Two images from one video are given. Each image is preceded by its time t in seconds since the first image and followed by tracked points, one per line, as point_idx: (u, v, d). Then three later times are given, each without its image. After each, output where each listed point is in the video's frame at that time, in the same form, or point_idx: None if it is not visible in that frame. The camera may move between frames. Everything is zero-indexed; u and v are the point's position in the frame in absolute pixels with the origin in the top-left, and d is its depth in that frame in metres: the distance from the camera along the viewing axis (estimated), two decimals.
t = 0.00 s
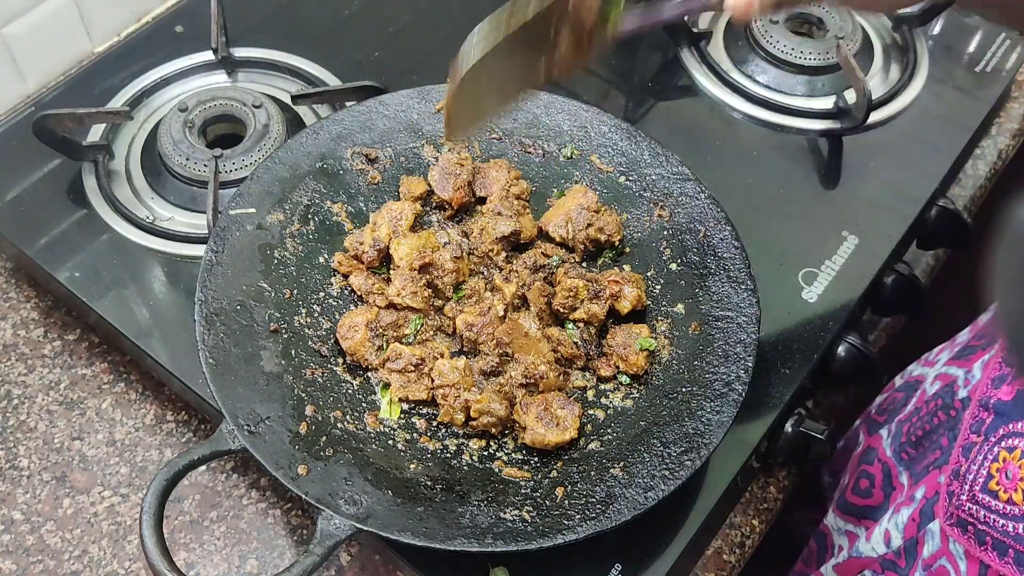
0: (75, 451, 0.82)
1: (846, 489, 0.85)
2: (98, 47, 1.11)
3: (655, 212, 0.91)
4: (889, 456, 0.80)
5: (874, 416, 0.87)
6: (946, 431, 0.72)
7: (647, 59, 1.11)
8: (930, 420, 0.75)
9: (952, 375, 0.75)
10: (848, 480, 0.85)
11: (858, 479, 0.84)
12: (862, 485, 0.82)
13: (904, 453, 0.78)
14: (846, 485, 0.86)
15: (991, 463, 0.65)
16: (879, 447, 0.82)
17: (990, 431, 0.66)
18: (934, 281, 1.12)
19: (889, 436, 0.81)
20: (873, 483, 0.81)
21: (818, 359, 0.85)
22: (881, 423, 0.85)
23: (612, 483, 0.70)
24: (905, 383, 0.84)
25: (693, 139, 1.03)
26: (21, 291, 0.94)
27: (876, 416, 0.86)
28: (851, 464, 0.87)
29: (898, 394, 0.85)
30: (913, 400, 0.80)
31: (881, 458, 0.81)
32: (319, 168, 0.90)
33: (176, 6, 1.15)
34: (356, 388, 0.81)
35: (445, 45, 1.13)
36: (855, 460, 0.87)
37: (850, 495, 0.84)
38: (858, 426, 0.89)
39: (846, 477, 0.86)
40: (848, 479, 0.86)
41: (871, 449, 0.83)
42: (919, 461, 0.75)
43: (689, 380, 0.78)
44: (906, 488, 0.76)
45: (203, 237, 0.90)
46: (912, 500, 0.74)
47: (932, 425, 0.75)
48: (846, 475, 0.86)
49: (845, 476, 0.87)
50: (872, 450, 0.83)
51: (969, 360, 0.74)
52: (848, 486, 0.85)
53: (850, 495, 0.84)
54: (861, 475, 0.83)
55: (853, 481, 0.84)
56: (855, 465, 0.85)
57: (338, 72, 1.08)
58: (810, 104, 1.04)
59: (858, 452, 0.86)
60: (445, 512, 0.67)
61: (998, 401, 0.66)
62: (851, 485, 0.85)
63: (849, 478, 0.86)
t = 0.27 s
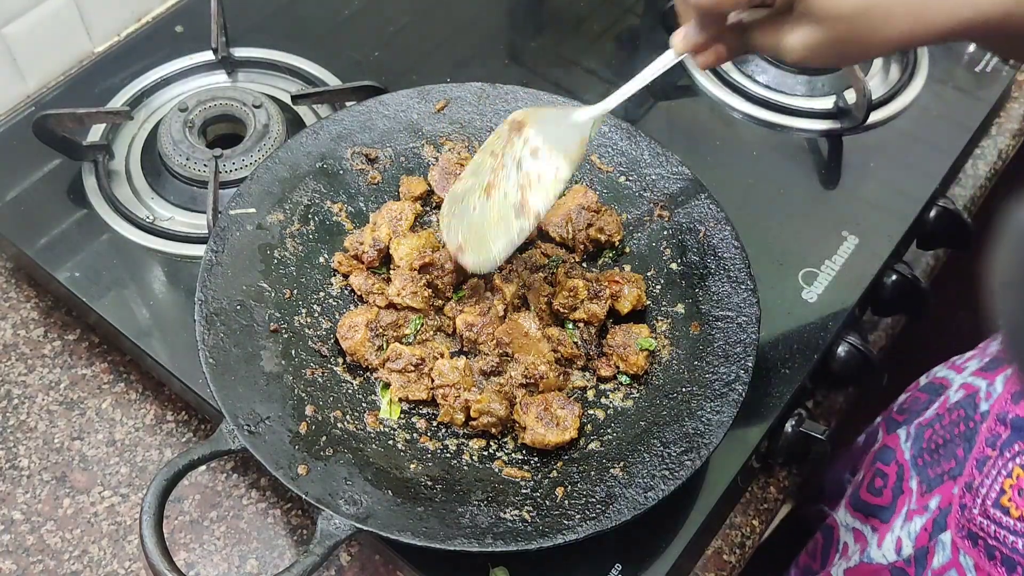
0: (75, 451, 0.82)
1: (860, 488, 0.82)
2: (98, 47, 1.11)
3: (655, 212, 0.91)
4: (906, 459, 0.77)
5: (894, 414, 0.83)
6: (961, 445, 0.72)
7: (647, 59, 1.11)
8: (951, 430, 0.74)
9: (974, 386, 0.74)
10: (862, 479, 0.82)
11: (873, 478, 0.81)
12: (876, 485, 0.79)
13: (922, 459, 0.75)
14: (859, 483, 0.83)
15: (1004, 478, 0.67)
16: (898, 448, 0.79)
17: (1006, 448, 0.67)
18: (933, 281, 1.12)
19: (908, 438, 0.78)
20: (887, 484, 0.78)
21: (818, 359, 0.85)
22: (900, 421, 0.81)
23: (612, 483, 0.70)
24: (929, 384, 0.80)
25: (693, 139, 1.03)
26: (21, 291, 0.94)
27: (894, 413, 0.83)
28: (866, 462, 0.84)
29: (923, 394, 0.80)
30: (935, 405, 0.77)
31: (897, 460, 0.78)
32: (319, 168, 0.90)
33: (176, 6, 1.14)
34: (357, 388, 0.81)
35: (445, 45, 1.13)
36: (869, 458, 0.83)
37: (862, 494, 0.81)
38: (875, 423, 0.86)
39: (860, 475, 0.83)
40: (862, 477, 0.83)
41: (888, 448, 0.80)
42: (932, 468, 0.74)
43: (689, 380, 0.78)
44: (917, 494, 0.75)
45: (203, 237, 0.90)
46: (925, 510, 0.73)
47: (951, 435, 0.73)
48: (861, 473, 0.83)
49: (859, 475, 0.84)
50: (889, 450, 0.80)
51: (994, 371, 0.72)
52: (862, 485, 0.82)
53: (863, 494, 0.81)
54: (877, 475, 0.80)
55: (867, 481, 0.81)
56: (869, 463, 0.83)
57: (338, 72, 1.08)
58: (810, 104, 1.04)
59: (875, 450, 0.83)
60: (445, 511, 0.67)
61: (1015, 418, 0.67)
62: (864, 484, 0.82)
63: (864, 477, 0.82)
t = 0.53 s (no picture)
0: (75, 451, 0.82)
1: (867, 497, 0.83)
2: (98, 47, 1.11)
3: (655, 212, 0.91)
4: (915, 472, 0.78)
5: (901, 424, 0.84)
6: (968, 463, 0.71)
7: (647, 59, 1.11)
8: (959, 446, 0.73)
9: (981, 402, 0.73)
10: (869, 488, 0.83)
11: (880, 489, 0.81)
12: (884, 496, 0.80)
13: (931, 473, 0.76)
14: (866, 491, 0.83)
15: (1012, 502, 0.64)
16: (906, 459, 0.80)
17: (1014, 469, 0.65)
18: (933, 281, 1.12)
19: (916, 449, 0.79)
20: (895, 496, 0.79)
21: (818, 359, 0.85)
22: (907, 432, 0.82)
23: (612, 483, 0.70)
24: (936, 395, 0.81)
25: (693, 139, 1.03)
26: (21, 291, 0.94)
27: (902, 424, 0.84)
28: (871, 471, 0.85)
29: (930, 404, 0.81)
30: (943, 417, 0.78)
31: (905, 471, 0.79)
32: (319, 167, 0.90)
33: (176, 6, 1.14)
34: (356, 388, 0.82)
35: (445, 45, 1.13)
36: (876, 467, 0.84)
37: (870, 503, 0.82)
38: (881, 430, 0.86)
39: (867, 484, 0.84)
40: (868, 485, 0.84)
41: (896, 458, 0.81)
42: (942, 485, 0.74)
43: (689, 380, 0.78)
44: (926, 509, 0.75)
45: (203, 236, 0.90)
46: (934, 526, 0.73)
47: (960, 450, 0.73)
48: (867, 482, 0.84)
49: (865, 483, 0.85)
50: (897, 461, 0.81)
51: (1001, 388, 0.72)
52: (869, 494, 0.83)
53: (870, 504, 0.82)
54: (884, 485, 0.81)
55: (874, 490, 0.82)
56: (876, 474, 0.83)
57: (338, 72, 1.08)
58: (810, 104, 1.04)
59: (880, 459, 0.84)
60: (445, 511, 0.67)
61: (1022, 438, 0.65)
62: (872, 493, 0.82)
63: (870, 485, 0.83)
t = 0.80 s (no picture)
0: (75, 451, 0.82)
1: (863, 514, 0.83)
2: (98, 47, 1.11)
3: (655, 212, 0.91)
4: (909, 486, 0.78)
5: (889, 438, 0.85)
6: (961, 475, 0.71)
7: (647, 59, 1.11)
8: (952, 458, 0.73)
9: (973, 413, 0.73)
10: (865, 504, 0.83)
11: (874, 504, 0.82)
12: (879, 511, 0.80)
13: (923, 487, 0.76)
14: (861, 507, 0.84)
15: (1011, 513, 0.63)
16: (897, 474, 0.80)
17: (1010, 479, 0.64)
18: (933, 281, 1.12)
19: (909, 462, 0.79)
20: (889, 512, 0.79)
21: (818, 359, 0.85)
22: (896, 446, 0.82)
23: (612, 483, 0.70)
24: (926, 408, 0.81)
25: (693, 139, 1.03)
26: (21, 291, 0.94)
27: (894, 437, 0.84)
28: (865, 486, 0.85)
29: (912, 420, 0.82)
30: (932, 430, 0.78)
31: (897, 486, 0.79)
32: (319, 167, 0.90)
33: (175, 6, 1.14)
34: (356, 388, 0.82)
35: (445, 45, 1.13)
36: (870, 483, 0.84)
37: (866, 520, 0.82)
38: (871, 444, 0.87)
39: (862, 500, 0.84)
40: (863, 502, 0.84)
41: (888, 473, 0.81)
42: (935, 497, 0.73)
43: (689, 380, 0.78)
44: (921, 523, 0.74)
45: (203, 236, 0.90)
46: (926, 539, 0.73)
47: (953, 462, 0.73)
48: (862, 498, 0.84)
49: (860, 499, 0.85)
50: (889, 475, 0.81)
51: (993, 398, 0.72)
52: (865, 511, 0.83)
53: (866, 521, 0.82)
54: (879, 501, 0.81)
55: (870, 507, 0.82)
56: (871, 489, 0.83)
57: (337, 72, 1.08)
58: (810, 104, 1.04)
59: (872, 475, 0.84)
60: (445, 511, 0.67)
61: (1017, 447, 0.65)
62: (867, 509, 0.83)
63: (865, 502, 0.83)
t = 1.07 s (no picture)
0: (75, 450, 0.82)
1: (862, 503, 0.84)
2: (98, 47, 1.11)
3: (655, 212, 0.91)
4: (906, 471, 0.78)
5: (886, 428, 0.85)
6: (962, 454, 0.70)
7: (647, 59, 1.11)
8: (949, 438, 0.73)
9: (970, 393, 0.73)
10: (863, 492, 0.84)
11: (872, 492, 0.82)
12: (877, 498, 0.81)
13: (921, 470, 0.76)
14: (860, 496, 0.84)
15: (1004, 484, 0.63)
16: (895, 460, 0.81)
17: (1005, 453, 0.64)
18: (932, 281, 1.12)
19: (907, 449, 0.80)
20: (888, 497, 0.80)
21: (818, 359, 0.85)
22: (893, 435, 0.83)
23: (612, 483, 0.70)
24: (925, 395, 0.82)
25: (693, 139, 1.03)
26: (21, 291, 0.94)
27: (893, 426, 0.84)
28: (863, 475, 0.86)
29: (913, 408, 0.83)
30: (931, 415, 0.78)
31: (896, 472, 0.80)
32: (319, 167, 0.90)
33: (175, 6, 1.14)
34: (356, 388, 0.82)
35: (445, 45, 1.13)
36: (868, 472, 0.85)
37: (864, 508, 0.83)
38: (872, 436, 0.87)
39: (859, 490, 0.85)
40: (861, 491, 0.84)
41: (886, 461, 0.82)
42: (932, 479, 0.74)
43: (690, 380, 0.78)
44: (918, 505, 0.75)
45: (203, 236, 0.90)
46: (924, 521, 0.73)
47: (949, 443, 0.73)
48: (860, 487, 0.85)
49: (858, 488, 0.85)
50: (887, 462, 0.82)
51: (989, 377, 0.72)
52: (863, 500, 0.83)
53: (864, 508, 0.82)
54: (877, 488, 0.82)
55: (868, 495, 0.83)
56: (869, 477, 0.84)
57: (338, 72, 1.08)
58: (810, 104, 1.04)
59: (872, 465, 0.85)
60: (445, 511, 0.67)
61: (1012, 423, 0.65)
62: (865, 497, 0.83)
63: (863, 491, 0.84)
